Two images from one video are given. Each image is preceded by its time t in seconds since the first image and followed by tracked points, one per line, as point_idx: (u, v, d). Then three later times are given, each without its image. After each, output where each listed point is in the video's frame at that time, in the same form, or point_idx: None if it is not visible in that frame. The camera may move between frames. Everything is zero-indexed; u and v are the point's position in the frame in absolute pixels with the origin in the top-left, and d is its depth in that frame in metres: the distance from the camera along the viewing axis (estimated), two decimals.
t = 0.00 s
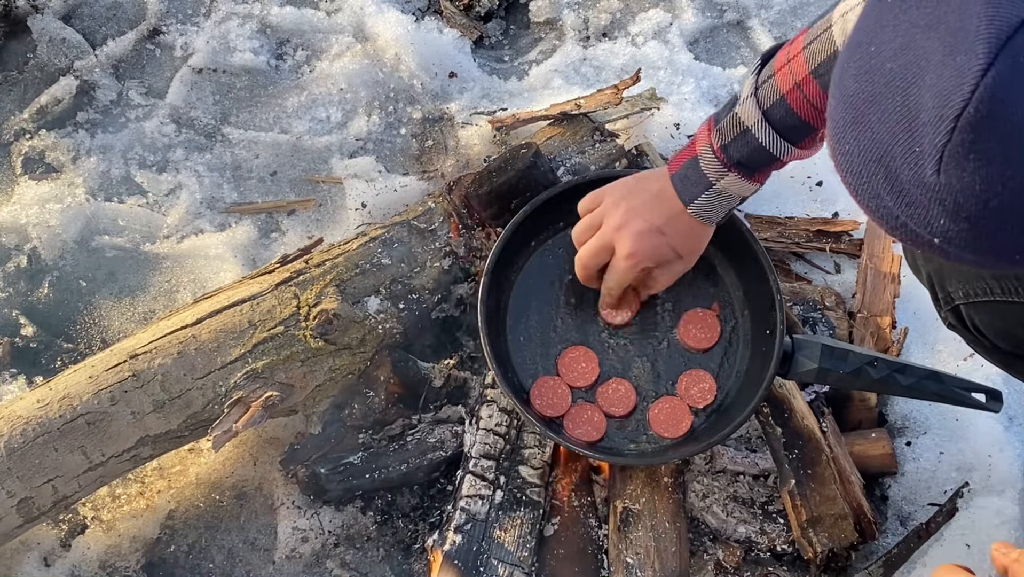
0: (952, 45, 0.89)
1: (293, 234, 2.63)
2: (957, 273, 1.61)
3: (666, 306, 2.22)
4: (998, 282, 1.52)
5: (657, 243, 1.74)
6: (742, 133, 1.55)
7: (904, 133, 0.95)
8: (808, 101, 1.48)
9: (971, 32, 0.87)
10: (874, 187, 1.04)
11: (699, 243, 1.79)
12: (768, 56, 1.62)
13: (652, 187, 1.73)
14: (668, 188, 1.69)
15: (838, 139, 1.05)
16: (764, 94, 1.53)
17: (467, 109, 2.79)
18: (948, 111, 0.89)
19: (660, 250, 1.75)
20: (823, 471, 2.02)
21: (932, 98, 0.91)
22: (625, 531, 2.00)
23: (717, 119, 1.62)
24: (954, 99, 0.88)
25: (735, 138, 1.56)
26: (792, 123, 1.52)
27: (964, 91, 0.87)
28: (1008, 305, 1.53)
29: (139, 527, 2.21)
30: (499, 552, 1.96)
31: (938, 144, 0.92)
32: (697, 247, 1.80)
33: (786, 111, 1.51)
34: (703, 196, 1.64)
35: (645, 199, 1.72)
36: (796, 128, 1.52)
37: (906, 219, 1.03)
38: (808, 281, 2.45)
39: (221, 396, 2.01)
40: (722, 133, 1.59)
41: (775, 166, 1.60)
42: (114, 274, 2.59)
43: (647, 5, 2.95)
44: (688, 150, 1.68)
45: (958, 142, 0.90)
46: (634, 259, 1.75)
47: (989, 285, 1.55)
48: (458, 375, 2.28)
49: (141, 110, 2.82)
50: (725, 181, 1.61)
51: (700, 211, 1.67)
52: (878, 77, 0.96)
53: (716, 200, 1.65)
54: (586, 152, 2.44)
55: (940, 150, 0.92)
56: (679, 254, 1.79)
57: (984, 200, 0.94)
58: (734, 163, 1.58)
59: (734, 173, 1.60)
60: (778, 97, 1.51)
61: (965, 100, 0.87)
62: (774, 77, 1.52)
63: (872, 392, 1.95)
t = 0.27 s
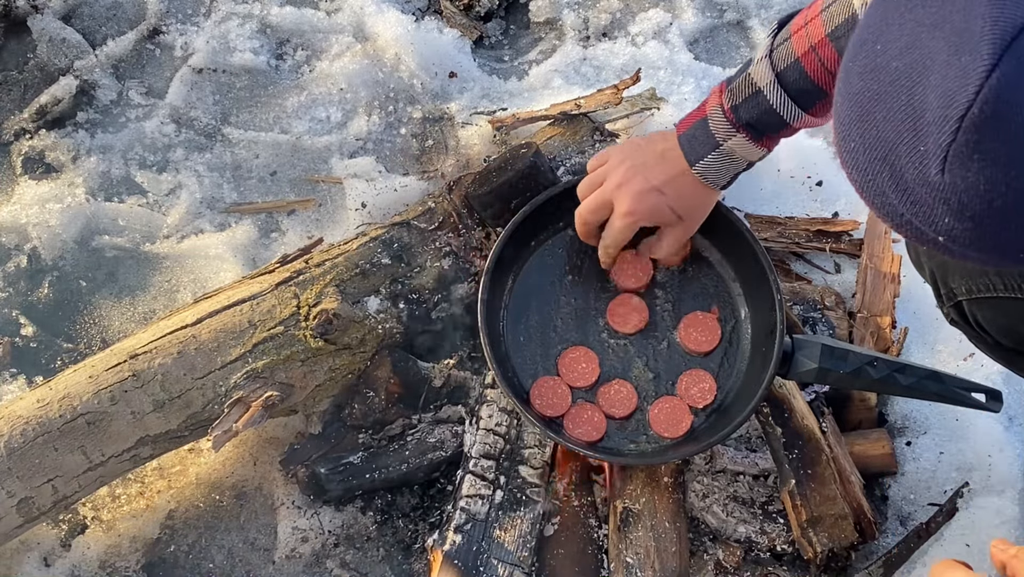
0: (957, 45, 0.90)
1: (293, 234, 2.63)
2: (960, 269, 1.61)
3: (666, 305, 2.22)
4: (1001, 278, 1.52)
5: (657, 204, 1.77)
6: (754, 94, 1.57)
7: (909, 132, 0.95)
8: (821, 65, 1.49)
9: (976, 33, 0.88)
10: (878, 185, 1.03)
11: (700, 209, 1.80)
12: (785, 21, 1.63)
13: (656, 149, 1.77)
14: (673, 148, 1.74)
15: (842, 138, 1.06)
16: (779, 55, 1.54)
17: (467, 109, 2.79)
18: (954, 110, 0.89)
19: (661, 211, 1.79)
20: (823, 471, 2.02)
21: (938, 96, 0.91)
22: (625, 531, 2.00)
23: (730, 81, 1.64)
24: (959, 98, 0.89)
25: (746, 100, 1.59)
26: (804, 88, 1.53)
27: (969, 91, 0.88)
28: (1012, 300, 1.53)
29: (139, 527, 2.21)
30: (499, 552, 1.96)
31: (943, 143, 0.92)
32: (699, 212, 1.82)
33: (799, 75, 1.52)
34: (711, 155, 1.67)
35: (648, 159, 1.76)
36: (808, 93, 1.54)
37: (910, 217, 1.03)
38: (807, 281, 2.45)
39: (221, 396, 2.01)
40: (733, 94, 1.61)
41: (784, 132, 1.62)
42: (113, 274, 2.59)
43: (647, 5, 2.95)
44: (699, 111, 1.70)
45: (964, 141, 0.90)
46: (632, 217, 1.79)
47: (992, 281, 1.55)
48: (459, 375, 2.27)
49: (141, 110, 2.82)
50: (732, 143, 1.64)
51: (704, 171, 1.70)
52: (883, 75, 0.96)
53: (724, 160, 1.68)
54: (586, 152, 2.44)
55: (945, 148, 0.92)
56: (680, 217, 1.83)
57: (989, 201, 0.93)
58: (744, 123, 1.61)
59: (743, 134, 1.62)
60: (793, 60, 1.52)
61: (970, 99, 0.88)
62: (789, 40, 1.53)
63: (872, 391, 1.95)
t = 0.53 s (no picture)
0: (965, 35, 0.89)
1: (293, 234, 2.63)
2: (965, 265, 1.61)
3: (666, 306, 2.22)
4: (1005, 275, 1.52)
5: (654, 221, 1.82)
6: (753, 109, 1.57)
7: (916, 122, 0.95)
8: (821, 81, 1.49)
9: (984, 23, 0.87)
10: (885, 175, 1.03)
11: (695, 225, 1.85)
12: (782, 36, 1.64)
13: (656, 165, 1.79)
14: (673, 166, 1.75)
15: (850, 127, 1.05)
16: (777, 71, 1.54)
17: (467, 109, 2.79)
18: (960, 101, 0.89)
19: (657, 228, 1.84)
20: (823, 471, 2.02)
21: (945, 87, 0.90)
22: (625, 531, 2.00)
23: (728, 96, 1.63)
24: (966, 88, 0.88)
25: (745, 115, 1.58)
26: (804, 102, 1.53)
27: (976, 82, 0.87)
28: (1015, 297, 1.54)
29: (139, 527, 2.21)
30: (499, 552, 1.96)
31: (950, 134, 0.91)
32: (694, 228, 1.87)
33: (798, 89, 1.52)
34: (711, 171, 1.66)
35: (648, 176, 1.78)
36: (807, 107, 1.54)
37: (916, 208, 1.02)
38: (807, 281, 2.45)
39: (221, 396, 2.01)
40: (732, 110, 1.60)
41: (783, 146, 1.61)
42: (113, 274, 2.59)
43: (647, 5, 2.95)
44: (698, 126, 1.70)
45: (970, 132, 0.89)
46: (629, 234, 1.84)
47: (996, 278, 1.55)
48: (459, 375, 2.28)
49: (141, 110, 2.82)
50: (732, 158, 1.63)
51: (705, 187, 1.71)
52: (891, 65, 0.96)
53: (724, 176, 1.67)
54: (586, 152, 2.44)
55: (951, 139, 0.92)
56: (677, 231, 1.87)
57: (995, 191, 0.93)
58: (743, 139, 1.60)
59: (742, 150, 1.61)
60: (791, 75, 1.53)
61: (977, 90, 0.87)
62: (787, 55, 1.53)
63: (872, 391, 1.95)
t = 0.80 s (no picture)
0: (971, 34, 0.88)
1: (293, 234, 2.62)
2: (965, 266, 1.61)
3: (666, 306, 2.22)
4: (1005, 275, 1.52)
5: (654, 238, 1.83)
6: (746, 122, 1.56)
7: (921, 123, 0.95)
8: (813, 91, 1.48)
9: (990, 23, 0.87)
10: (890, 176, 1.03)
11: (695, 237, 1.86)
12: (770, 43, 1.62)
13: (652, 181, 1.79)
14: (669, 182, 1.75)
15: (853, 128, 1.05)
16: (768, 83, 1.53)
17: (467, 109, 2.79)
18: (968, 101, 0.88)
19: (658, 244, 1.86)
20: (824, 471, 2.02)
21: (951, 87, 0.90)
22: (625, 531, 2.00)
23: (720, 108, 1.62)
24: (973, 89, 0.88)
25: (738, 129, 1.57)
26: (797, 113, 1.52)
27: (983, 82, 0.87)
28: (1015, 298, 1.54)
29: (139, 527, 2.22)
30: (499, 552, 1.96)
31: (956, 134, 0.91)
32: (694, 239, 1.88)
33: (791, 101, 1.51)
34: (708, 185, 1.67)
35: (645, 194, 1.79)
36: (801, 118, 1.52)
37: (922, 208, 1.03)
38: (807, 281, 2.45)
39: (221, 396, 2.01)
40: (725, 124, 1.60)
41: (778, 156, 1.61)
42: (113, 274, 2.59)
43: (647, 5, 2.95)
44: (691, 139, 1.69)
45: (977, 132, 0.89)
46: (629, 252, 1.87)
47: (996, 278, 1.55)
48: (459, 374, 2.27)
49: (141, 110, 2.82)
50: (729, 172, 1.64)
51: (703, 201, 1.71)
52: (896, 66, 0.96)
53: (722, 189, 1.68)
54: (586, 152, 2.44)
55: (958, 140, 0.91)
56: (678, 245, 1.88)
57: (1002, 191, 0.94)
58: (739, 153, 1.60)
59: (739, 163, 1.61)
60: (783, 86, 1.51)
61: (984, 90, 0.87)
62: (778, 66, 1.52)
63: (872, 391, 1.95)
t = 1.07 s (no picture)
0: (970, 43, 0.89)
1: (293, 234, 2.63)
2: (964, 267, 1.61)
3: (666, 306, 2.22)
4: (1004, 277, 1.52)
5: (650, 218, 1.71)
6: (745, 108, 1.57)
7: (921, 131, 0.94)
8: (813, 78, 1.50)
9: (988, 32, 0.88)
10: (890, 185, 1.03)
11: (689, 224, 1.77)
12: (774, 34, 1.65)
13: (649, 162, 1.72)
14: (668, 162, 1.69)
15: (853, 136, 1.05)
16: (769, 69, 1.55)
17: (467, 109, 2.79)
18: (966, 109, 0.88)
19: (653, 227, 1.73)
20: (824, 471, 2.02)
21: (949, 96, 0.90)
22: (625, 531, 2.00)
23: (720, 95, 1.63)
24: (971, 97, 0.87)
25: (738, 114, 1.57)
26: (797, 100, 1.54)
27: (982, 90, 0.87)
28: (1014, 299, 1.54)
29: (139, 527, 2.22)
30: (499, 552, 1.96)
31: (955, 143, 0.91)
32: (688, 228, 1.79)
33: (791, 88, 1.53)
34: (702, 171, 1.64)
35: (642, 172, 1.71)
36: (800, 106, 1.54)
37: (922, 217, 1.02)
38: (807, 281, 2.45)
39: (221, 396, 2.01)
40: (724, 110, 1.59)
41: (774, 146, 1.61)
42: (113, 274, 2.59)
43: (647, 5, 2.95)
44: (690, 126, 1.67)
45: (976, 141, 0.89)
46: (625, 230, 1.71)
47: (995, 280, 1.55)
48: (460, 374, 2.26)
49: (141, 110, 2.82)
50: (725, 158, 1.62)
51: (697, 188, 1.67)
52: (895, 74, 0.96)
53: (716, 176, 1.65)
54: (586, 152, 2.44)
55: (957, 148, 0.91)
56: (670, 230, 1.77)
57: (1002, 200, 0.92)
58: (736, 139, 1.59)
59: (735, 150, 1.60)
60: (784, 73, 1.53)
61: (983, 99, 0.87)
62: (780, 53, 1.54)
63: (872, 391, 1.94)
